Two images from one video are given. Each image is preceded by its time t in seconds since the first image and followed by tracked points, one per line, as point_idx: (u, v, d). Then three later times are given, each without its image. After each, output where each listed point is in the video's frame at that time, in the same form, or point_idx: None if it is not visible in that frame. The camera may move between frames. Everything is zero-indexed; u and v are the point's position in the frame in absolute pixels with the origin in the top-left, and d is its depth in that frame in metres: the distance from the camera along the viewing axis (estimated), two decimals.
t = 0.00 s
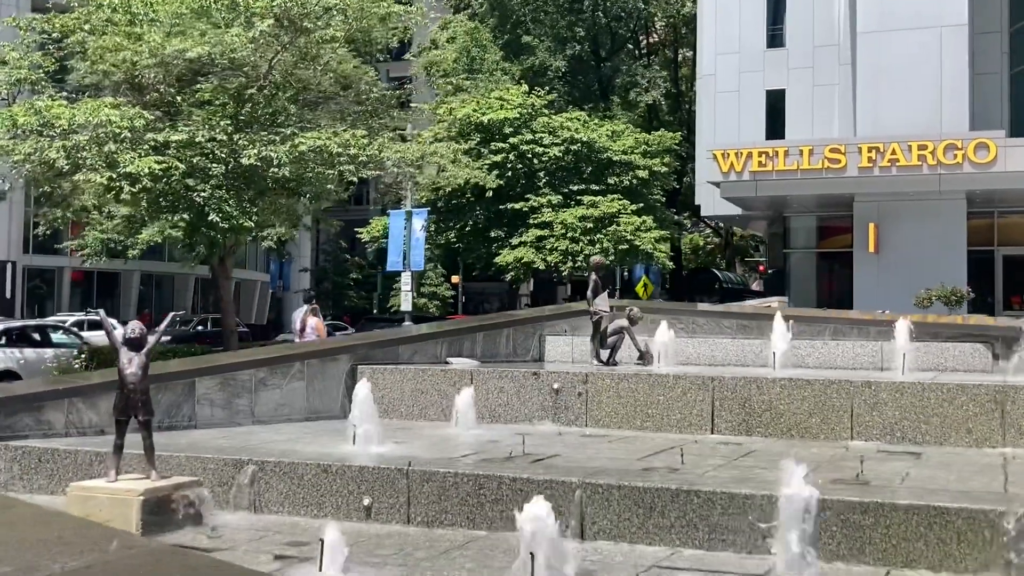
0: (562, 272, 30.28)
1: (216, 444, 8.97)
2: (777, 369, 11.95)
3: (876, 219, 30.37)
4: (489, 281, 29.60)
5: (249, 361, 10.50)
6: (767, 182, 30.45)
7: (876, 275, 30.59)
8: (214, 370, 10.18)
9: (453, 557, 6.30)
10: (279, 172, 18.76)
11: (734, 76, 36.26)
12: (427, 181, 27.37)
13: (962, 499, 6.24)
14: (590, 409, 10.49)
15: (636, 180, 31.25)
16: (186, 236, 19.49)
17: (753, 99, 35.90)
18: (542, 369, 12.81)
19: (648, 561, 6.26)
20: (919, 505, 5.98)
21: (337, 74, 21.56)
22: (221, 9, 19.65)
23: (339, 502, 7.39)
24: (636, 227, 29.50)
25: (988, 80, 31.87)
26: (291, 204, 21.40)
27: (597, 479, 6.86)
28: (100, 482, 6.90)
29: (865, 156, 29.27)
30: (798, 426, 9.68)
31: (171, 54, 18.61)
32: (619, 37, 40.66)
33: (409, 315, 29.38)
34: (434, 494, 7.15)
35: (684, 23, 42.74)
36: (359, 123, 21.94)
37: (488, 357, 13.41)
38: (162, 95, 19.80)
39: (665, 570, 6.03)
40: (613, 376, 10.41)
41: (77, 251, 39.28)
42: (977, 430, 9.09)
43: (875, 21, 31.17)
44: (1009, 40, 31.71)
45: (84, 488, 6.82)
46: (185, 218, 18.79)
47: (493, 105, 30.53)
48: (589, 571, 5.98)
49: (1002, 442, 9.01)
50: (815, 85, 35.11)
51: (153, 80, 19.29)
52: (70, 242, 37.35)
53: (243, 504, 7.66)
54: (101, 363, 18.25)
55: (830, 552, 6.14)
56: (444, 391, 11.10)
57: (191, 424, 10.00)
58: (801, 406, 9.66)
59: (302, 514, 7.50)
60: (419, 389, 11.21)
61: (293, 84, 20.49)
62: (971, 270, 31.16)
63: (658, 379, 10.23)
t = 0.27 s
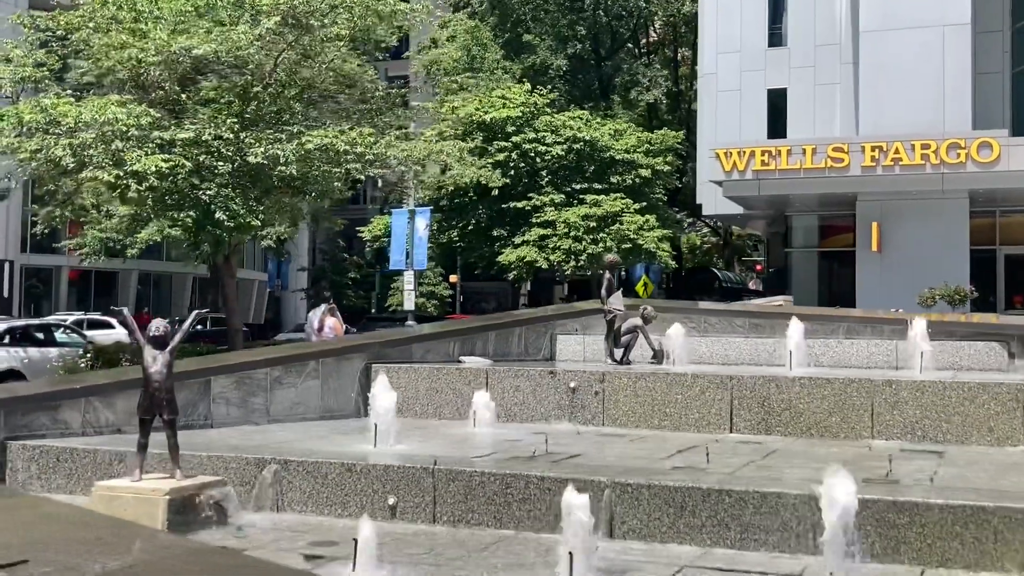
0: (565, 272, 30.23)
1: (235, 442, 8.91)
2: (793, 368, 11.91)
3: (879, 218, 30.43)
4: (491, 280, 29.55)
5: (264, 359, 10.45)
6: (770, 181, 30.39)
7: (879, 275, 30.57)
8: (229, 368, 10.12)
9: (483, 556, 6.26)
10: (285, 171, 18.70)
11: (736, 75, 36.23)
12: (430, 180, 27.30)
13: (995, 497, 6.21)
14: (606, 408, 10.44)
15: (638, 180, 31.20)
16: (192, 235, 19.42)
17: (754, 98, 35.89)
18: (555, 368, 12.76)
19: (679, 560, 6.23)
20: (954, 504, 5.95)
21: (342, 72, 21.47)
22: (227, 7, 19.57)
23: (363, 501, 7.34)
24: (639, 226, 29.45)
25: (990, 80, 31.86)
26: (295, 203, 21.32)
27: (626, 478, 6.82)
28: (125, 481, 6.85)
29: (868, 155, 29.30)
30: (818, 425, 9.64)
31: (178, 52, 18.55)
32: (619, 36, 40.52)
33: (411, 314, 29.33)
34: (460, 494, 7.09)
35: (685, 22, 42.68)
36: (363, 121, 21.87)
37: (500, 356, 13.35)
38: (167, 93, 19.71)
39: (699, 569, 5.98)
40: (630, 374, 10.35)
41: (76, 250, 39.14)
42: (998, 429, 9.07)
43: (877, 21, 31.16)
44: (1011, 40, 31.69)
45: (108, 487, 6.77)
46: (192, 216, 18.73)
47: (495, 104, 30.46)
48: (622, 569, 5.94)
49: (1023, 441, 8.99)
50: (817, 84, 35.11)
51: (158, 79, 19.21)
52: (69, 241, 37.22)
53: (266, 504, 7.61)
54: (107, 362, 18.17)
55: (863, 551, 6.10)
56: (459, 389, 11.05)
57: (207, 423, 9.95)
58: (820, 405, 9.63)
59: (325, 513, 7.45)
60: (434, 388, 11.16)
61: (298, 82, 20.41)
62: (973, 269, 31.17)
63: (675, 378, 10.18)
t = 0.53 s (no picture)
0: (569, 270, 30.14)
1: (252, 440, 8.84)
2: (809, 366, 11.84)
3: (882, 216, 30.30)
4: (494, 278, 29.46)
5: (279, 357, 10.38)
6: (774, 179, 30.28)
7: (882, 273, 30.53)
8: (245, 366, 10.03)
9: (514, 555, 6.19)
10: (292, 168, 18.60)
11: (738, 74, 36.16)
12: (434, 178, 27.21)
13: None
14: (624, 406, 10.36)
15: (641, 178, 31.11)
16: (196, 233, 19.28)
17: (757, 97, 35.83)
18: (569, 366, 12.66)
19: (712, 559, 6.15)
20: (992, 502, 5.87)
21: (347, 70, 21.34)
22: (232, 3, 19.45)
23: (387, 500, 7.26)
24: (642, 225, 29.36)
25: (993, 78, 31.78)
26: (299, 201, 21.22)
27: (655, 476, 6.75)
28: (146, 480, 6.75)
29: (871, 154, 29.26)
30: (838, 423, 9.57)
31: (184, 50, 18.46)
32: (620, 35, 40.40)
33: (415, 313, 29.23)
34: (486, 492, 7.01)
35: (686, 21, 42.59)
36: (369, 119, 21.73)
37: (512, 354, 13.26)
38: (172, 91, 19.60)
39: (734, 567, 5.92)
40: (647, 372, 10.27)
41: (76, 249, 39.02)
42: (1021, 427, 9.00)
43: (880, 19, 31.12)
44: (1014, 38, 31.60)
45: (130, 485, 6.67)
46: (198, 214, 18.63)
47: (498, 102, 30.36)
48: (658, 567, 5.87)
49: None
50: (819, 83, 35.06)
51: (163, 75, 19.10)
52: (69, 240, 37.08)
53: (288, 503, 7.53)
54: (113, 361, 18.05)
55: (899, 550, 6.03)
56: (474, 387, 10.97)
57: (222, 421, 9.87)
58: (841, 403, 9.56)
59: (348, 512, 7.37)
60: (449, 386, 11.08)
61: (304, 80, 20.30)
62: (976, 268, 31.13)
63: (694, 376, 10.09)
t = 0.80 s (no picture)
0: (573, 268, 29.99)
1: (270, 437, 8.72)
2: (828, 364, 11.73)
3: (887, 214, 30.21)
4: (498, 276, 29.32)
5: (295, 354, 10.25)
6: (778, 177, 30.19)
7: (887, 271, 30.44)
8: (260, 363, 9.90)
9: (545, 553, 6.07)
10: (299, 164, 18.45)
11: (741, 71, 36.06)
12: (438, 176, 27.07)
13: None
14: (643, 404, 10.23)
15: (646, 176, 30.98)
16: (201, 229, 19.13)
17: (760, 95, 35.73)
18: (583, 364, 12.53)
19: (748, 557, 6.04)
20: None
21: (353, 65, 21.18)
22: None
23: (413, 497, 7.14)
24: (647, 223, 29.23)
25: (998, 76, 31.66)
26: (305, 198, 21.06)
27: (687, 474, 6.64)
28: (170, 478, 6.65)
29: (877, 152, 29.15)
30: (862, 420, 9.46)
31: (190, 44, 18.30)
32: (623, 32, 40.30)
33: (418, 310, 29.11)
34: (514, 490, 6.89)
35: (688, 18, 42.46)
36: (375, 115, 21.58)
37: (525, 352, 13.12)
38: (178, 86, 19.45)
39: (772, 566, 5.81)
40: (667, 369, 10.14)
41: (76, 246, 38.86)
42: None
43: (884, 17, 31.03)
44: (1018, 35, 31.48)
45: (155, 483, 6.57)
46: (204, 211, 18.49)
47: (502, 99, 30.22)
48: (694, 566, 5.77)
49: None
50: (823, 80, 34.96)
51: (169, 71, 18.95)
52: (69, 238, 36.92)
53: (310, 501, 7.41)
54: (118, 359, 17.92)
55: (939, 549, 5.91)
56: (490, 384, 10.85)
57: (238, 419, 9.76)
58: (864, 400, 9.44)
59: (373, 510, 7.26)
60: (465, 383, 10.95)
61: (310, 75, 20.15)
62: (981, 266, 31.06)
63: (714, 372, 9.97)
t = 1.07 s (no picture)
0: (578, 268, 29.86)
1: (290, 439, 8.58)
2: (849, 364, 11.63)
3: (893, 213, 30.12)
4: (503, 276, 29.20)
5: (312, 354, 10.12)
6: (784, 176, 30.08)
7: (892, 270, 30.32)
8: (277, 363, 9.77)
9: (581, 558, 5.95)
10: (307, 163, 18.33)
11: (745, 70, 35.95)
12: (443, 175, 26.94)
13: None
14: (664, 405, 10.10)
15: (651, 175, 30.85)
16: (208, 228, 18.99)
17: (764, 93, 35.63)
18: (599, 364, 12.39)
19: (790, 562, 5.92)
20: None
21: (359, 62, 21.02)
22: None
23: (441, 500, 7.02)
24: (653, 222, 29.09)
25: (1003, 75, 31.50)
26: (311, 197, 20.93)
27: (723, 477, 6.51)
28: (194, 480, 6.52)
29: (883, 150, 28.98)
30: (888, 421, 9.34)
31: (197, 42, 18.15)
32: (625, 31, 40.14)
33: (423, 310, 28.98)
34: (545, 493, 6.75)
35: (691, 17, 42.32)
36: (382, 114, 21.44)
37: (540, 352, 12.98)
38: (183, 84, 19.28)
39: (815, 571, 5.69)
40: (689, 369, 10.01)
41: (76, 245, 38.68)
42: None
43: (890, 15, 30.92)
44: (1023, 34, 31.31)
45: (179, 486, 6.44)
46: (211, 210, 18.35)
47: (506, 98, 30.10)
48: (737, 571, 5.64)
49: None
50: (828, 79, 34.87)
51: (175, 69, 18.83)
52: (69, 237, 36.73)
53: (335, 504, 7.29)
54: (125, 359, 17.78)
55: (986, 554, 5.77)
56: (508, 384, 10.71)
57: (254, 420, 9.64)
58: (890, 401, 9.32)
59: (399, 513, 7.14)
60: (482, 383, 10.82)
61: (317, 73, 20.01)
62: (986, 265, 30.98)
63: (738, 373, 9.84)
